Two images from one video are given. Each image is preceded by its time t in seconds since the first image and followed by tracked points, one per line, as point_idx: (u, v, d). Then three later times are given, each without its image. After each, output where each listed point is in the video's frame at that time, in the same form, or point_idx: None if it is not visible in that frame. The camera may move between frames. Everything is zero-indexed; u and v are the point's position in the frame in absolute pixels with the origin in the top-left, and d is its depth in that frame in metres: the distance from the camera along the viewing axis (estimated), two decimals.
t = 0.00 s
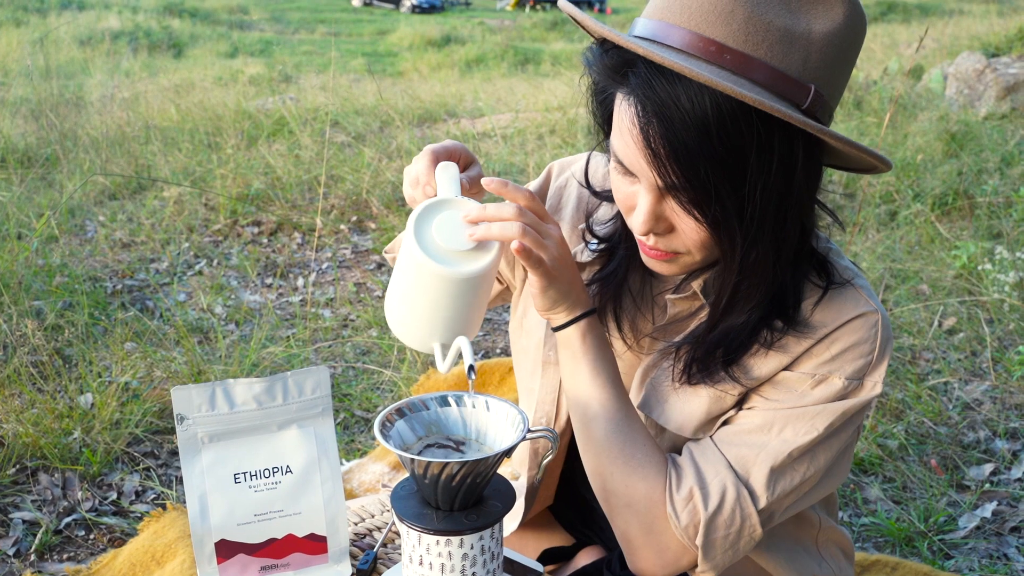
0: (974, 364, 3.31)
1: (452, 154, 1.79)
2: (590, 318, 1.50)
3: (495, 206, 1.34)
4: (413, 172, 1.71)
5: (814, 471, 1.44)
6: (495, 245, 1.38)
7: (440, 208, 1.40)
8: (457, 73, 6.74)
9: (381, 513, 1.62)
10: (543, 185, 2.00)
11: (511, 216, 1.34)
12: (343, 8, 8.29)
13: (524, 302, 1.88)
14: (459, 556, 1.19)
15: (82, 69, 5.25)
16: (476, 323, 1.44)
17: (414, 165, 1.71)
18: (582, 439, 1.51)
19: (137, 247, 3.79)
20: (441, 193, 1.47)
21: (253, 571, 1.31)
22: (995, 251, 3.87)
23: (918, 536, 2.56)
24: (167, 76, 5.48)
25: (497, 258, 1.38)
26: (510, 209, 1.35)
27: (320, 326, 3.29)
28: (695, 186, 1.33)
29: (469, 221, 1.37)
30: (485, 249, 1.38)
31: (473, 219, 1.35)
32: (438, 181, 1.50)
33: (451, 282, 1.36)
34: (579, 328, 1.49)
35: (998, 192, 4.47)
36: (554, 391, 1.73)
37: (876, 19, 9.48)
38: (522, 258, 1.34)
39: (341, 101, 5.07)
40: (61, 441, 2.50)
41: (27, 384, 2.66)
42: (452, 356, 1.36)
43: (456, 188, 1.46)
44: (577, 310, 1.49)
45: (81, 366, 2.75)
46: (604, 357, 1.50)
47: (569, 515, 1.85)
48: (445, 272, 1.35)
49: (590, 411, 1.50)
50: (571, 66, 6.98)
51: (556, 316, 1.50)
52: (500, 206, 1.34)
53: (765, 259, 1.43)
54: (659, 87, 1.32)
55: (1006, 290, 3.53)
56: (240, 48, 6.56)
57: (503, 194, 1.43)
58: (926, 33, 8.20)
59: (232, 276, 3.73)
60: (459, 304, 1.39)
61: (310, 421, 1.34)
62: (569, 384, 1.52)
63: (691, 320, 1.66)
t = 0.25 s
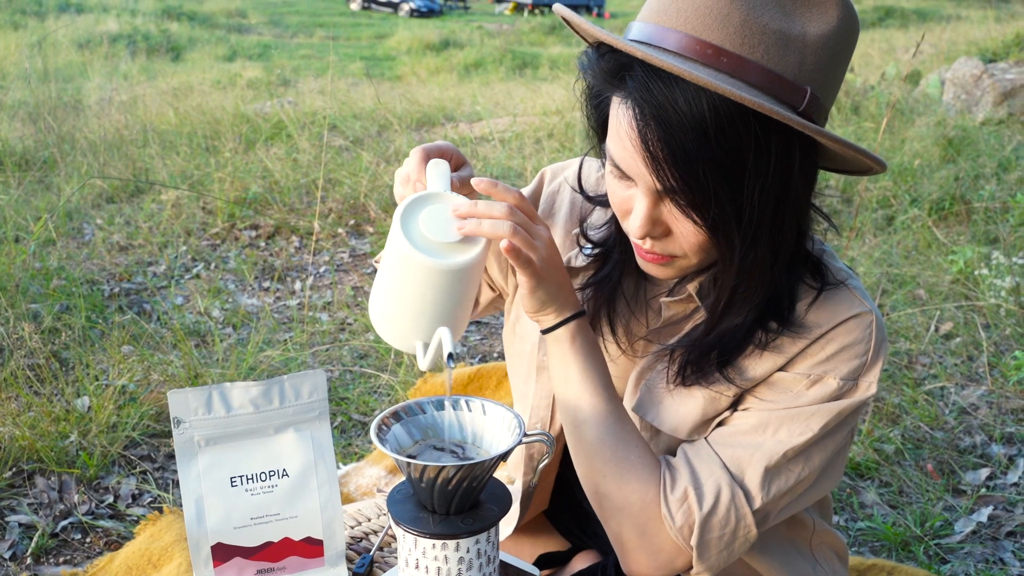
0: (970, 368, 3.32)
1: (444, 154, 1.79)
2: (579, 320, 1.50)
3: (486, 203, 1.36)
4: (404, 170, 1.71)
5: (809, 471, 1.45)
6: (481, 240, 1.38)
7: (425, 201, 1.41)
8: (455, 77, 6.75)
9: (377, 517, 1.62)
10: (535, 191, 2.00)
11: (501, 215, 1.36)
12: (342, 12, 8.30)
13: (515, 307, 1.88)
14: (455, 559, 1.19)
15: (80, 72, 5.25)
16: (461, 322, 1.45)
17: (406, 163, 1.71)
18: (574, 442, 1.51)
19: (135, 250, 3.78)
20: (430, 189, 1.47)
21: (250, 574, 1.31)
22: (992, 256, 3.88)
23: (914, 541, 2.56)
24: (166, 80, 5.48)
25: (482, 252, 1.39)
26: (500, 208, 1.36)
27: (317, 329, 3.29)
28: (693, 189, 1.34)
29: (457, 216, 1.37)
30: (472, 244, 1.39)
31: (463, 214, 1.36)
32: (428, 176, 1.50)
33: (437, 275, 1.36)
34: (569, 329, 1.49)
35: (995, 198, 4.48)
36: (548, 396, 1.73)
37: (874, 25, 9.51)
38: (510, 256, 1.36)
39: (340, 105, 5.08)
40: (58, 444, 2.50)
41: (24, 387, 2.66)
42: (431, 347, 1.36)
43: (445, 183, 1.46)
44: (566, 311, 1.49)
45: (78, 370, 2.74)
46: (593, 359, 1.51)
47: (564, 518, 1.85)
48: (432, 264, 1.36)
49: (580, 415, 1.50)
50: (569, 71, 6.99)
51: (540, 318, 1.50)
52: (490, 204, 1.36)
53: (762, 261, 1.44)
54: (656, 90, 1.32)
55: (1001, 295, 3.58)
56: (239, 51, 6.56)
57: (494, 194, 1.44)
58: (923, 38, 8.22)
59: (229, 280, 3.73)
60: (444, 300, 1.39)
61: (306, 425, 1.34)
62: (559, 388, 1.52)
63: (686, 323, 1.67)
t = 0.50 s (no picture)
0: (971, 365, 3.31)
1: (450, 146, 1.79)
2: (582, 315, 1.49)
3: (488, 200, 1.33)
4: (411, 162, 1.70)
5: (809, 473, 1.44)
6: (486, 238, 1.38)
7: (431, 198, 1.39)
8: (454, 73, 6.73)
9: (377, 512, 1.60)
10: (545, 182, 1.99)
11: (504, 212, 1.34)
12: (341, 7, 8.28)
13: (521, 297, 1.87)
14: (456, 555, 1.19)
15: (78, 67, 5.23)
16: (465, 317, 1.44)
17: (414, 155, 1.71)
18: (574, 437, 1.51)
19: (134, 246, 3.77)
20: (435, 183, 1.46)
21: (250, 570, 1.30)
22: (992, 252, 3.88)
23: (914, 537, 2.56)
24: (164, 75, 5.47)
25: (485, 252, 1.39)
26: (503, 204, 1.34)
27: (316, 325, 3.28)
28: (696, 188, 1.33)
29: (460, 214, 1.36)
30: (475, 241, 1.38)
31: (465, 212, 1.35)
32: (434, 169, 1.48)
33: (439, 276, 1.36)
34: (572, 325, 1.48)
35: (995, 194, 4.47)
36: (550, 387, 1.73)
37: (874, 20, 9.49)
38: (511, 253, 1.35)
39: (339, 101, 5.07)
40: (56, 440, 2.49)
41: (22, 382, 2.66)
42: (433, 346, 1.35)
43: (452, 179, 1.45)
44: (569, 307, 1.48)
45: (77, 365, 2.74)
46: (596, 355, 1.51)
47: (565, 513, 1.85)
48: (434, 265, 1.35)
49: (581, 410, 1.50)
50: (569, 67, 6.98)
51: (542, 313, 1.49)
52: (493, 202, 1.34)
53: (764, 261, 1.43)
54: (660, 88, 1.31)
55: (1002, 291, 3.56)
56: (237, 47, 6.55)
57: (497, 189, 1.42)
58: (924, 35, 8.20)
59: (229, 275, 3.72)
60: (447, 297, 1.38)
61: (306, 420, 1.34)
62: (561, 382, 1.51)
63: (689, 319, 1.66)
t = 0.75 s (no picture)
0: (985, 356, 3.28)
1: (469, 137, 1.77)
2: (606, 307, 1.48)
3: (515, 189, 1.33)
4: (429, 154, 1.69)
5: (830, 467, 1.43)
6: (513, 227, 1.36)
7: (456, 187, 1.38)
8: (463, 64, 6.71)
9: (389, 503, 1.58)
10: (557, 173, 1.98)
11: (531, 200, 1.33)
12: None
13: (536, 291, 1.86)
14: (470, 546, 1.18)
15: (88, 59, 5.23)
16: (492, 307, 1.43)
17: (431, 146, 1.69)
18: (595, 431, 1.50)
19: (145, 236, 3.78)
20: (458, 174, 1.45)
21: (263, 561, 1.30)
22: (1007, 242, 3.84)
23: (929, 529, 2.54)
24: (174, 66, 5.46)
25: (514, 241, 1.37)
26: (529, 193, 1.33)
27: (327, 316, 3.28)
28: (718, 183, 1.31)
29: (486, 202, 1.35)
30: (501, 230, 1.36)
31: (492, 200, 1.34)
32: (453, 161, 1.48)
33: (466, 264, 1.35)
34: (595, 317, 1.47)
35: (1010, 183, 4.43)
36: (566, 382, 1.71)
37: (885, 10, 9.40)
38: (539, 242, 1.34)
39: (348, 92, 5.06)
40: (69, 430, 2.50)
41: (34, 372, 2.66)
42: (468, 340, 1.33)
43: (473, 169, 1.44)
44: (593, 299, 1.46)
45: (88, 355, 2.74)
46: (620, 347, 1.49)
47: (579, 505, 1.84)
48: (459, 253, 1.34)
49: (603, 403, 1.48)
50: (578, 58, 6.94)
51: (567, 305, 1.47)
52: (519, 190, 1.33)
53: (786, 255, 1.41)
54: (682, 81, 1.29)
55: (1017, 283, 3.54)
56: (246, 38, 6.54)
57: (523, 178, 1.41)
58: (937, 24, 8.11)
59: (239, 266, 3.72)
60: (473, 286, 1.37)
61: (319, 411, 1.33)
62: (583, 374, 1.50)
63: (708, 312, 1.64)
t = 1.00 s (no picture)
0: (989, 346, 3.27)
1: (463, 125, 1.76)
2: (599, 298, 1.46)
3: (506, 176, 1.31)
4: (422, 141, 1.67)
5: (832, 456, 1.41)
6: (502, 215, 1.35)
7: (447, 173, 1.37)
8: (467, 52, 6.67)
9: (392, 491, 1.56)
10: (556, 163, 1.95)
11: (522, 188, 1.31)
12: None
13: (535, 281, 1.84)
14: (472, 535, 1.17)
15: (91, 46, 5.20)
16: (482, 295, 1.42)
17: (424, 134, 1.67)
18: (592, 422, 1.49)
19: (147, 224, 3.76)
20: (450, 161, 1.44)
21: (264, 548, 1.30)
22: (1013, 232, 3.82)
23: (932, 519, 2.53)
24: (177, 53, 5.43)
25: (503, 228, 1.36)
26: (521, 180, 1.31)
27: (329, 304, 3.27)
28: (720, 170, 1.30)
29: (477, 188, 1.34)
30: (492, 217, 1.35)
31: (482, 187, 1.32)
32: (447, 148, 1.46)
33: (457, 251, 1.34)
34: (589, 307, 1.45)
35: (1016, 173, 4.40)
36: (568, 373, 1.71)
37: None
38: (528, 232, 1.32)
39: (351, 79, 5.03)
40: (70, 417, 2.50)
41: (35, 360, 2.66)
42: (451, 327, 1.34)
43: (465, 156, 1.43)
44: (586, 289, 1.45)
45: (90, 343, 2.73)
46: (616, 337, 1.48)
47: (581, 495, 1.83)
48: (450, 239, 1.33)
49: (600, 393, 1.48)
50: (582, 46, 6.90)
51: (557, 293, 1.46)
52: (511, 177, 1.31)
53: (789, 243, 1.40)
54: (683, 67, 1.28)
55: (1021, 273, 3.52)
56: (250, 26, 6.51)
57: (514, 167, 1.39)
58: (944, 13, 8.05)
59: (241, 254, 3.71)
60: (463, 271, 1.36)
61: (320, 398, 1.32)
62: (579, 364, 1.49)
63: (709, 301, 1.63)
